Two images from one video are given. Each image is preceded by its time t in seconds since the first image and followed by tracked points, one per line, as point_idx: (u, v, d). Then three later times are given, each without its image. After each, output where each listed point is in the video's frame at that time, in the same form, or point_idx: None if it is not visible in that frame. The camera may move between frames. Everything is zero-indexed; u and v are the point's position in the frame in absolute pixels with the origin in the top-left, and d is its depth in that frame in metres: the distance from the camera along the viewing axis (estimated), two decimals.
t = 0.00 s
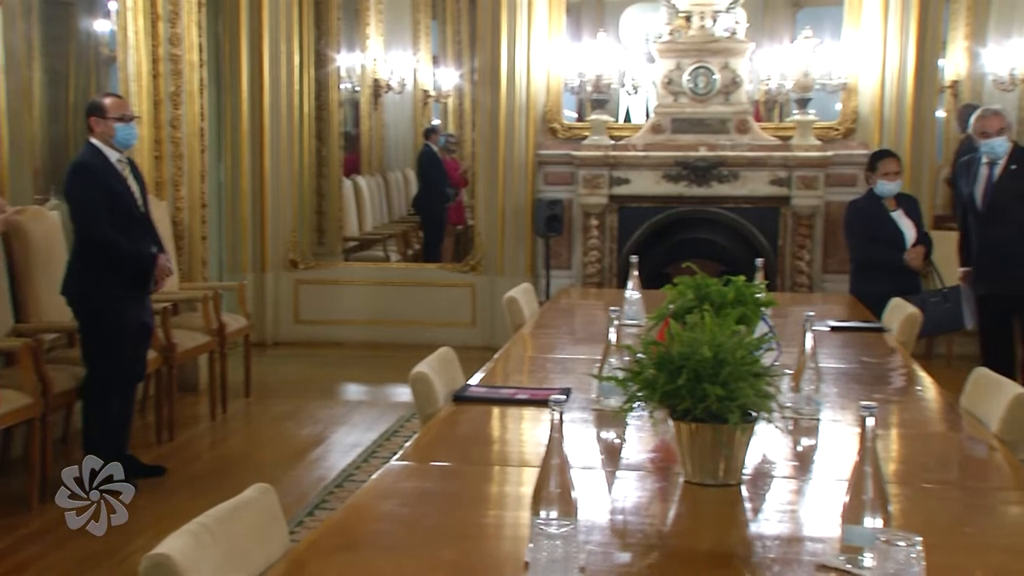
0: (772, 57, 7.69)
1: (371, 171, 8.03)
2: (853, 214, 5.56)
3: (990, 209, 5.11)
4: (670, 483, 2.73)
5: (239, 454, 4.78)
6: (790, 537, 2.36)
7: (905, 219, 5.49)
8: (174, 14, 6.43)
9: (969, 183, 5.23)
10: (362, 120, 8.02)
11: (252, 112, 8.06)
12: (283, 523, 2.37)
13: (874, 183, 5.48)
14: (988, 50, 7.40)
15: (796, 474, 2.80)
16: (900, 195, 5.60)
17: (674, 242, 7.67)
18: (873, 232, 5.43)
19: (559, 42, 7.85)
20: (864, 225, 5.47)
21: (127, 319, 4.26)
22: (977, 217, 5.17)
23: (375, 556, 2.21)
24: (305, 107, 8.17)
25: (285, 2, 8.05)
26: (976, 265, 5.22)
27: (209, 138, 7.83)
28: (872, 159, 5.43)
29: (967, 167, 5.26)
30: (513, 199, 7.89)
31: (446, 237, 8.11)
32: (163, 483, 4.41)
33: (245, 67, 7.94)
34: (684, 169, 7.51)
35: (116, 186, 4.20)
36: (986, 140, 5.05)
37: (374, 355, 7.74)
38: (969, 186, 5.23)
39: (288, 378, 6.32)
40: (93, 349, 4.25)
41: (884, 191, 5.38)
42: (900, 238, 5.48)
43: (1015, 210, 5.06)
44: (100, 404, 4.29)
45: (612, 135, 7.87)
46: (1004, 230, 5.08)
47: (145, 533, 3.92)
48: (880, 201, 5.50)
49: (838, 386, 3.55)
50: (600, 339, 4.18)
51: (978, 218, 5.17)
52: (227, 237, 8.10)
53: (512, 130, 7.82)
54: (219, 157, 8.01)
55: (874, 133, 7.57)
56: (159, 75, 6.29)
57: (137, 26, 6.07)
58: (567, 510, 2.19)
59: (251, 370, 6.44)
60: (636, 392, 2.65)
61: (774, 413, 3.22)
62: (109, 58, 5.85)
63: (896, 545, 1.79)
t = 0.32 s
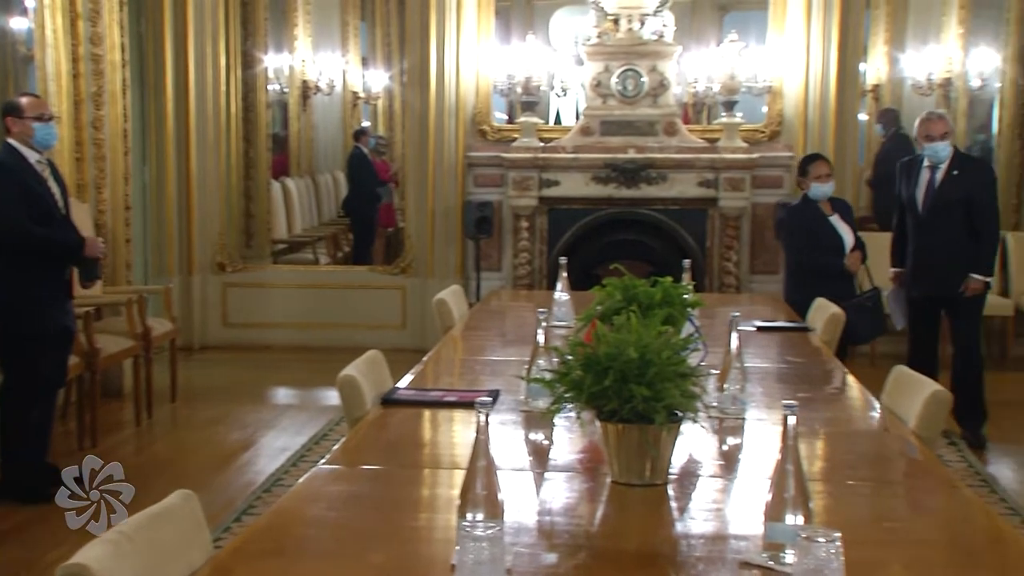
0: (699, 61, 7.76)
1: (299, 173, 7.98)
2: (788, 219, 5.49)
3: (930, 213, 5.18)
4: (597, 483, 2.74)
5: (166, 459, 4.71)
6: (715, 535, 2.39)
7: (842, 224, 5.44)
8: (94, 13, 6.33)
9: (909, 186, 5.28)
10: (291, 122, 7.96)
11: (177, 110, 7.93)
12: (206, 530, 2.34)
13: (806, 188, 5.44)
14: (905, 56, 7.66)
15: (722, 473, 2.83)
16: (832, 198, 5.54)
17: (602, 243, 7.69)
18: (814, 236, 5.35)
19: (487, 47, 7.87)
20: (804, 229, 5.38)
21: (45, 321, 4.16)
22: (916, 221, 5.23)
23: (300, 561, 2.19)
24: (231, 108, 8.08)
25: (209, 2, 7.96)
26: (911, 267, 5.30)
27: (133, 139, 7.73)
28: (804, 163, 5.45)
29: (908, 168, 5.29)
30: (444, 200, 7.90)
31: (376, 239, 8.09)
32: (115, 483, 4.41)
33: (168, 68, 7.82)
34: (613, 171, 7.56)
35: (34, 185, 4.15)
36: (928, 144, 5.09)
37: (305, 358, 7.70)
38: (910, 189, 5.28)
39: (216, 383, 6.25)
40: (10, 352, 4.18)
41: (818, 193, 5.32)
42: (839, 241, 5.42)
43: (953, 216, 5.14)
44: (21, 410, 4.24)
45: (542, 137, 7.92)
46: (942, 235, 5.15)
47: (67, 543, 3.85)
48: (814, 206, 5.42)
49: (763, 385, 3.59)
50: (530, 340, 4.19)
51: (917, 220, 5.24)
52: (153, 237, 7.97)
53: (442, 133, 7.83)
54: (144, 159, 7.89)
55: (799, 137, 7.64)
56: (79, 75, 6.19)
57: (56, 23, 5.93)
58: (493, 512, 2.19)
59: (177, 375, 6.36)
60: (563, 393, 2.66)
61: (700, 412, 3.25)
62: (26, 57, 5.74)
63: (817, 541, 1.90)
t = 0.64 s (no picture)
0: (631, 63, 7.82)
1: (231, 176, 7.91)
2: (729, 219, 5.43)
3: (889, 217, 5.09)
4: (529, 484, 2.74)
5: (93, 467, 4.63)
6: (646, 535, 2.40)
7: (781, 224, 5.42)
8: (14, 11, 6.19)
9: (865, 189, 5.15)
10: (221, 123, 7.89)
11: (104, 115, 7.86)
12: (130, 537, 2.28)
13: (746, 188, 5.40)
14: (833, 61, 7.72)
15: (652, 473, 2.84)
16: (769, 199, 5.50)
17: (536, 245, 7.70)
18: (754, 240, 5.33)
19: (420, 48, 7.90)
20: (747, 233, 5.35)
21: None
22: (872, 224, 5.12)
23: (226, 567, 2.16)
24: (160, 108, 7.98)
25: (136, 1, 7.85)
26: (863, 270, 5.19)
27: (58, 143, 7.66)
28: (743, 163, 5.37)
29: (863, 172, 5.16)
30: (376, 203, 7.88)
31: (310, 242, 8.02)
32: (40, 492, 4.33)
33: (93, 67, 7.70)
34: (547, 173, 7.58)
35: None
36: (886, 151, 5.02)
37: (237, 362, 7.64)
38: (866, 192, 5.16)
39: (146, 388, 6.17)
40: None
41: (758, 193, 5.30)
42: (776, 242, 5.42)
43: (910, 220, 5.08)
44: None
45: (475, 139, 7.93)
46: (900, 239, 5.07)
47: None
48: (754, 206, 5.40)
49: (694, 385, 3.63)
50: (464, 343, 4.19)
51: (873, 223, 5.13)
52: (78, 241, 7.87)
53: (375, 134, 7.80)
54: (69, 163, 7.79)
55: (730, 138, 7.73)
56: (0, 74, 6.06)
57: None
58: (423, 515, 2.18)
59: (105, 381, 6.26)
60: (493, 395, 2.65)
61: (631, 413, 3.28)
62: None
63: (744, 540, 1.90)
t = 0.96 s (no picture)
0: (567, 66, 7.83)
1: (164, 177, 7.89)
2: (673, 222, 5.38)
3: (832, 220, 4.82)
4: (464, 486, 2.74)
5: (21, 473, 4.55)
6: (582, 535, 2.41)
7: (726, 229, 5.37)
8: None
9: (808, 193, 4.90)
10: (154, 124, 7.86)
11: (30, 110, 7.67)
12: (55, 546, 2.23)
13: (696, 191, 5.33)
14: (766, 64, 7.80)
15: (587, 473, 2.86)
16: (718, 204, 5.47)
17: (472, 246, 7.68)
18: (695, 242, 5.30)
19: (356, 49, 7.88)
20: (690, 236, 5.31)
21: None
22: (815, 227, 4.86)
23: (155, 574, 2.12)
24: (89, 108, 7.88)
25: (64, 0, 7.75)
26: (804, 276, 4.92)
27: None
28: (692, 166, 5.31)
29: (806, 177, 4.93)
30: (312, 206, 7.84)
31: (245, 244, 7.99)
32: None
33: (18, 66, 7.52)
34: (483, 175, 7.58)
35: None
36: (829, 156, 4.79)
37: (171, 366, 7.56)
38: (809, 197, 4.91)
39: (76, 393, 6.07)
40: None
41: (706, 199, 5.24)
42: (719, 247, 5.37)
43: (856, 225, 4.80)
44: None
45: (411, 141, 7.91)
46: (843, 244, 4.81)
47: None
48: (700, 210, 5.34)
49: (629, 386, 3.65)
50: (400, 345, 4.17)
51: (816, 227, 4.86)
52: (5, 244, 7.62)
53: (310, 135, 7.75)
54: None
55: (665, 140, 7.77)
56: None
57: None
58: (355, 518, 2.16)
59: (33, 386, 6.14)
60: (427, 395, 2.64)
61: (566, 414, 3.29)
62: None
63: (676, 539, 1.91)
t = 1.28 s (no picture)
0: (506, 67, 7.85)
1: (98, 178, 7.79)
2: (625, 225, 5.31)
3: (779, 225, 4.85)
4: (403, 488, 2.72)
5: None
6: (522, 535, 2.41)
7: (679, 231, 5.32)
8: None
9: (750, 199, 4.92)
10: (87, 124, 7.75)
11: None
12: None
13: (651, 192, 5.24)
14: (704, 66, 7.87)
15: (526, 473, 2.86)
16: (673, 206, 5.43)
17: (413, 248, 7.67)
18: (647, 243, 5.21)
19: (294, 49, 7.84)
20: (641, 239, 5.25)
21: None
22: (762, 232, 4.88)
23: None
24: (19, 109, 7.76)
25: None
26: (752, 282, 4.92)
27: None
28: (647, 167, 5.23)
29: (746, 181, 4.95)
30: (250, 207, 7.77)
31: (183, 246, 7.93)
32: None
33: None
34: (423, 176, 7.57)
35: None
36: (766, 157, 4.83)
37: (106, 370, 7.47)
38: (752, 201, 4.93)
39: (8, 398, 5.96)
40: None
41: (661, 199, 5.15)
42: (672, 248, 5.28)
43: (802, 227, 4.86)
44: None
45: (350, 142, 7.86)
46: (792, 247, 4.85)
47: None
48: (656, 211, 5.27)
49: (567, 387, 3.67)
50: (339, 347, 4.16)
51: (762, 231, 4.89)
52: None
53: (247, 139, 7.70)
54: None
55: (605, 140, 7.83)
56: None
57: None
58: (291, 521, 2.14)
59: None
60: (364, 398, 2.61)
61: (506, 415, 3.30)
62: None
63: (611, 538, 1.91)
